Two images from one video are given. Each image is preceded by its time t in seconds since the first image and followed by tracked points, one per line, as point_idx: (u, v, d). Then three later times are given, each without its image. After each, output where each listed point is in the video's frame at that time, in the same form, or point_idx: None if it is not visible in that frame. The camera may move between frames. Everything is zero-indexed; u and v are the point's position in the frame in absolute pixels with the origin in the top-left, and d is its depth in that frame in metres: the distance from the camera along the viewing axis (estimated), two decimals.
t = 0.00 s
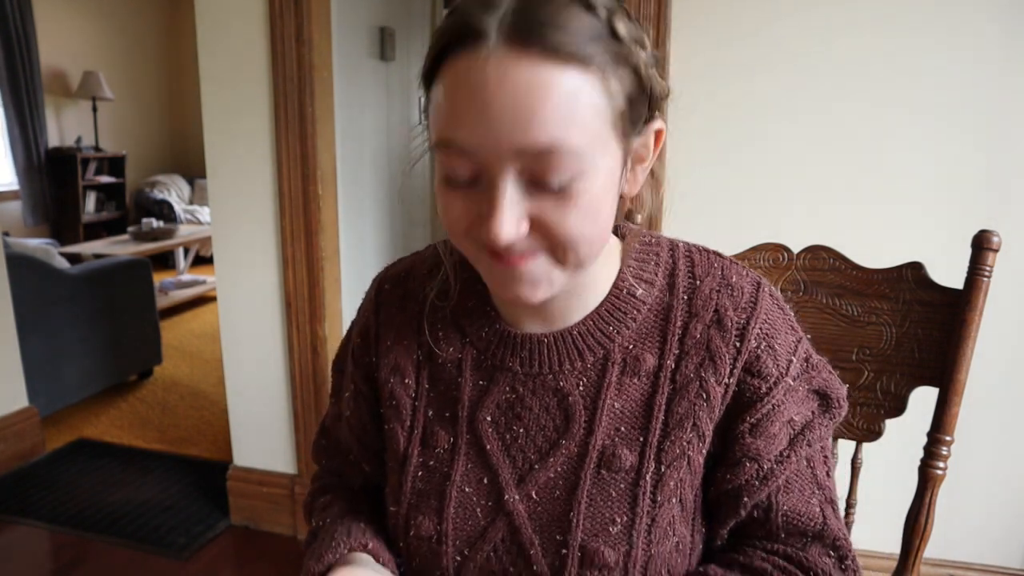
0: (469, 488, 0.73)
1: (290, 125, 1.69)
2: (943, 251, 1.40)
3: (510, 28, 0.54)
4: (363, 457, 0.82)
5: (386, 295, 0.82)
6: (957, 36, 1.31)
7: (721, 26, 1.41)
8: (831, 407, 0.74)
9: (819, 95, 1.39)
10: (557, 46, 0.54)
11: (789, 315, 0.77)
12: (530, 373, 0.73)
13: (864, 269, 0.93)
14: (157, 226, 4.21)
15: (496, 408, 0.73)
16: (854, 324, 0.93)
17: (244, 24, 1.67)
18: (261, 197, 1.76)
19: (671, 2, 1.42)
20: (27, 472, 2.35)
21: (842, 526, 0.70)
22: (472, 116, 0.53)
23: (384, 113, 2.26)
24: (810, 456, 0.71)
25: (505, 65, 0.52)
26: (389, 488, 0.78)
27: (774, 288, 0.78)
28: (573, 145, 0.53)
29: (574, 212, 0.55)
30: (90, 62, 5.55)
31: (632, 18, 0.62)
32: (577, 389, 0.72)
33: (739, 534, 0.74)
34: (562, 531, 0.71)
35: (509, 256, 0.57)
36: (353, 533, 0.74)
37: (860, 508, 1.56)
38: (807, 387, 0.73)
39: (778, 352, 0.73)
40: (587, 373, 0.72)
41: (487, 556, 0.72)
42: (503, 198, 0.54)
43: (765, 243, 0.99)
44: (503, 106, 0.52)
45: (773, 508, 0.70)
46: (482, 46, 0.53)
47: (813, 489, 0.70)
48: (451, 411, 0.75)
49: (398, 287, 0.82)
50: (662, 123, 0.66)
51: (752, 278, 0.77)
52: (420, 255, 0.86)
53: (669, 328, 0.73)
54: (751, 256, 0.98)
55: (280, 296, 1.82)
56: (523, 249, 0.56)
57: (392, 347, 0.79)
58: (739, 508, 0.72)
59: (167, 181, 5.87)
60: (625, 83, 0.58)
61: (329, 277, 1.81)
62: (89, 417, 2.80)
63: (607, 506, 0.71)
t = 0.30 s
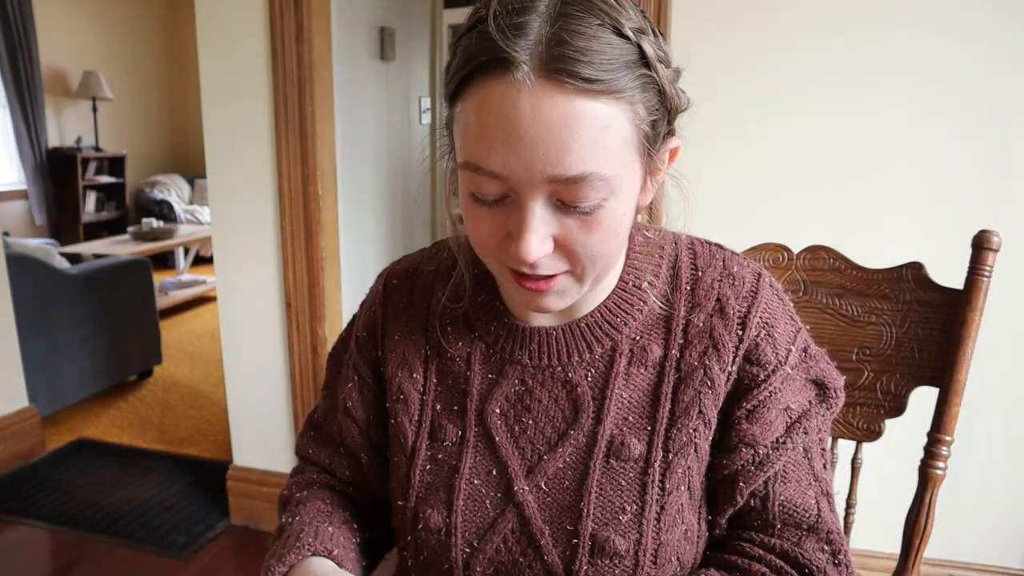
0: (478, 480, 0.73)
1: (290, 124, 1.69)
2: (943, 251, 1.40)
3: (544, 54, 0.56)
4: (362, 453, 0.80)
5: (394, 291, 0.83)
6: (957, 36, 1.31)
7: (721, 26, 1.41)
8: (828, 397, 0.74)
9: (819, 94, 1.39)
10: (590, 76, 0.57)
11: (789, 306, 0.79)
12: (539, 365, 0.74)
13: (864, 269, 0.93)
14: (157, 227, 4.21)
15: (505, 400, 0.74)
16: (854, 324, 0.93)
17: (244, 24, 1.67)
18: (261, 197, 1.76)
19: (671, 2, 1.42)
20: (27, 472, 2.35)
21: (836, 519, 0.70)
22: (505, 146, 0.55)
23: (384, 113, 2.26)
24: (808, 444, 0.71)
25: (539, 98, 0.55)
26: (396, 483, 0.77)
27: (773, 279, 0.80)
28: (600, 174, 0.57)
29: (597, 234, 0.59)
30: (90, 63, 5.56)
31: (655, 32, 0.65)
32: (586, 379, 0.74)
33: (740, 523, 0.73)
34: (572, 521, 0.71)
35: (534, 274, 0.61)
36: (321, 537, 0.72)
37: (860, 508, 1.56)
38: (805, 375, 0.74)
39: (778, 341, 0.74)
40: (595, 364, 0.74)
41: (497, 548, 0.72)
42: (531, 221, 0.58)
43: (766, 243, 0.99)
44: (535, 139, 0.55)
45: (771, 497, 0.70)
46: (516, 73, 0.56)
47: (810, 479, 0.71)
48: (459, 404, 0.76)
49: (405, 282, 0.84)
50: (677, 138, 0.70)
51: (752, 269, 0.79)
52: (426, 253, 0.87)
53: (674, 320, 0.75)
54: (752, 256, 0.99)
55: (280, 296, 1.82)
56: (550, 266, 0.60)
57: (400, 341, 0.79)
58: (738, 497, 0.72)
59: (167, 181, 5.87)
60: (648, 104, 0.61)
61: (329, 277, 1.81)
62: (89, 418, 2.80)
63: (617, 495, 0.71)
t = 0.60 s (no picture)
0: (479, 481, 0.73)
1: (290, 124, 1.69)
2: (943, 251, 1.40)
3: (573, 67, 0.55)
4: (361, 452, 0.80)
5: (395, 290, 0.83)
6: (956, 36, 1.32)
7: (721, 26, 1.41)
8: (828, 398, 0.74)
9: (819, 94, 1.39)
10: (617, 93, 0.56)
11: (790, 307, 0.79)
12: (540, 366, 0.74)
13: (864, 269, 0.93)
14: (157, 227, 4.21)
15: (506, 400, 0.74)
16: (854, 324, 0.93)
17: (244, 24, 1.67)
18: (261, 197, 1.76)
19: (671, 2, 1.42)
20: (27, 472, 2.35)
21: (834, 521, 0.70)
22: (527, 157, 0.55)
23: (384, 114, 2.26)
24: (807, 445, 0.71)
25: (565, 112, 0.54)
26: (397, 483, 0.77)
27: (774, 280, 0.80)
28: (620, 191, 0.57)
29: (607, 247, 0.60)
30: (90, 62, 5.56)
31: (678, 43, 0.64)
32: (587, 380, 0.74)
33: (739, 523, 0.73)
34: (572, 521, 0.71)
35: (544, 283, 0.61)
36: (321, 537, 0.71)
37: (860, 508, 1.56)
38: (805, 377, 0.74)
39: (779, 342, 0.74)
40: (597, 365, 0.74)
41: (497, 548, 0.72)
42: (545, 233, 0.58)
43: (766, 243, 0.99)
44: (559, 153, 0.54)
45: (771, 498, 0.70)
46: (544, 83, 0.54)
47: (809, 481, 0.71)
48: (460, 404, 0.76)
49: (406, 281, 0.83)
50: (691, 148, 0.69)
51: (753, 270, 0.79)
52: (428, 252, 0.87)
53: (675, 320, 0.75)
54: (752, 256, 0.99)
55: (280, 296, 1.82)
56: (558, 276, 0.60)
57: (400, 341, 0.79)
58: (737, 497, 0.72)
59: (167, 181, 5.87)
60: (670, 120, 0.61)
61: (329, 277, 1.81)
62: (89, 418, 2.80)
63: (618, 495, 0.71)
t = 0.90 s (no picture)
0: (479, 481, 0.73)
1: (290, 124, 1.69)
2: (942, 251, 1.40)
3: (586, 82, 0.54)
4: (361, 452, 0.80)
5: (395, 290, 0.83)
6: (956, 36, 1.31)
7: (721, 26, 1.41)
8: (829, 401, 0.74)
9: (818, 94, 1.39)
10: (629, 109, 0.56)
11: (791, 309, 0.79)
12: (541, 367, 0.74)
13: (864, 269, 0.93)
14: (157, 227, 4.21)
15: (507, 401, 0.74)
16: (854, 324, 0.93)
17: (245, 24, 1.67)
18: (261, 197, 1.76)
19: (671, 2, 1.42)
20: (27, 471, 2.35)
21: (835, 523, 0.70)
22: (537, 170, 0.54)
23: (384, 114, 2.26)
24: (808, 448, 0.72)
25: (577, 127, 0.53)
26: (397, 483, 0.77)
27: (775, 282, 0.80)
28: (628, 205, 0.57)
29: (613, 258, 0.60)
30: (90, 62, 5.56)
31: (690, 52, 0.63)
32: (588, 382, 0.74)
33: (739, 525, 0.73)
34: (573, 523, 0.71)
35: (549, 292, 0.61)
36: (321, 542, 0.71)
37: (861, 508, 1.56)
38: (806, 379, 0.74)
39: (780, 344, 0.74)
40: (598, 366, 0.74)
41: (497, 549, 0.72)
42: (552, 245, 0.58)
43: (766, 243, 0.99)
44: (570, 168, 0.54)
45: (771, 500, 0.70)
46: (556, 97, 0.54)
47: (810, 483, 0.71)
48: (461, 405, 0.76)
49: (407, 281, 0.83)
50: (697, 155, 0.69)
51: (754, 271, 0.79)
52: (429, 251, 0.86)
53: (676, 322, 0.75)
54: (752, 256, 0.98)
55: (280, 296, 1.82)
56: (562, 287, 0.61)
57: (401, 342, 0.79)
58: (738, 499, 0.72)
59: (167, 181, 5.87)
60: (679, 132, 0.61)
61: (329, 276, 1.81)
62: (89, 417, 2.80)
63: (618, 497, 0.71)
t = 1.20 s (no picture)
0: (480, 482, 0.73)
1: (290, 124, 1.69)
2: (942, 251, 1.40)
3: (591, 91, 0.54)
4: (361, 452, 0.80)
5: (397, 289, 0.83)
6: (956, 36, 1.31)
7: (720, 26, 1.41)
8: (831, 402, 0.74)
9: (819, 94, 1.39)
10: (635, 116, 0.56)
11: (794, 311, 0.79)
12: (543, 368, 0.74)
13: (864, 269, 0.93)
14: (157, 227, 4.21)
15: (510, 402, 0.74)
16: (855, 324, 0.93)
17: (245, 23, 1.67)
18: (261, 197, 1.76)
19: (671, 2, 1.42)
20: (27, 471, 2.35)
21: (837, 524, 0.70)
22: (546, 182, 0.54)
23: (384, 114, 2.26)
24: (811, 449, 0.72)
25: (584, 136, 0.53)
26: (398, 483, 0.77)
27: (778, 283, 0.80)
28: (638, 210, 0.57)
29: (622, 262, 0.60)
30: (90, 62, 5.55)
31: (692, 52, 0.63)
32: (591, 382, 0.74)
33: (741, 526, 0.73)
34: (574, 523, 0.71)
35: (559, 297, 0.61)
36: (322, 542, 0.71)
37: (860, 508, 1.56)
38: (809, 380, 0.74)
39: (782, 345, 0.74)
40: (600, 367, 0.74)
41: (498, 549, 0.72)
42: (563, 253, 0.58)
43: (766, 243, 0.99)
44: (579, 178, 0.54)
45: (773, 501, 0.70)
46: (562, 107, 0.54)
47: (812, 484, 0.71)
48: (463, 406, 0.76)
49: (408, 281, 0.83)
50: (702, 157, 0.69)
51: (757, 272, 0.79)
52: (430, 251, 0.86)
53: (679, 322, 0.75)
54: (752, 256, 0.98)
55: (280, 296, 1.82)
56: (573, 291, 0.61)
57: (402, 342, 0.79)
58: (739, 499, 0.72)
59: (167, 181, 5.87)
60: (684, 135, 0.61)
61: (329, 276, 1.81)
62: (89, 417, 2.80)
63: (620, 497, 0.71)
